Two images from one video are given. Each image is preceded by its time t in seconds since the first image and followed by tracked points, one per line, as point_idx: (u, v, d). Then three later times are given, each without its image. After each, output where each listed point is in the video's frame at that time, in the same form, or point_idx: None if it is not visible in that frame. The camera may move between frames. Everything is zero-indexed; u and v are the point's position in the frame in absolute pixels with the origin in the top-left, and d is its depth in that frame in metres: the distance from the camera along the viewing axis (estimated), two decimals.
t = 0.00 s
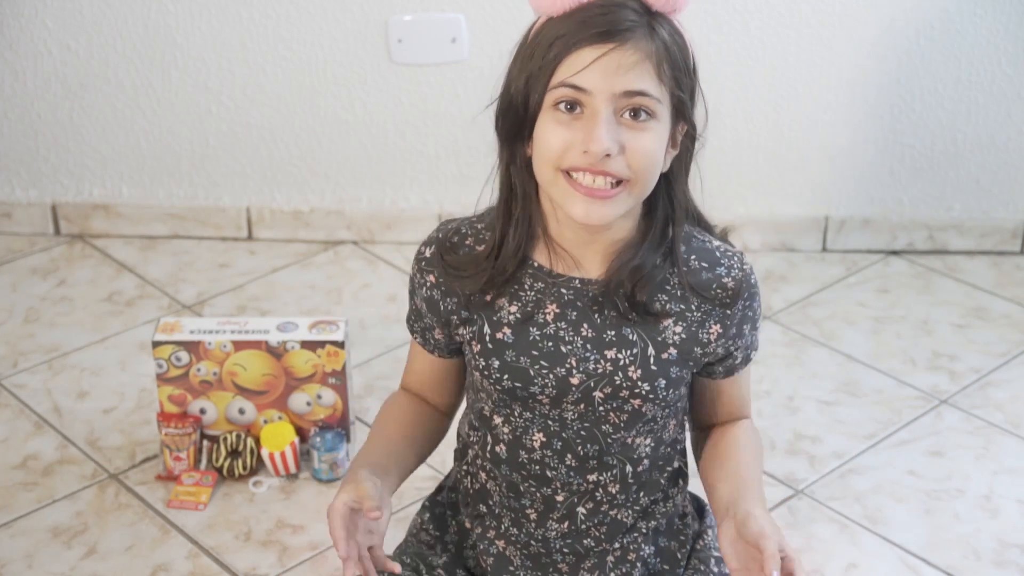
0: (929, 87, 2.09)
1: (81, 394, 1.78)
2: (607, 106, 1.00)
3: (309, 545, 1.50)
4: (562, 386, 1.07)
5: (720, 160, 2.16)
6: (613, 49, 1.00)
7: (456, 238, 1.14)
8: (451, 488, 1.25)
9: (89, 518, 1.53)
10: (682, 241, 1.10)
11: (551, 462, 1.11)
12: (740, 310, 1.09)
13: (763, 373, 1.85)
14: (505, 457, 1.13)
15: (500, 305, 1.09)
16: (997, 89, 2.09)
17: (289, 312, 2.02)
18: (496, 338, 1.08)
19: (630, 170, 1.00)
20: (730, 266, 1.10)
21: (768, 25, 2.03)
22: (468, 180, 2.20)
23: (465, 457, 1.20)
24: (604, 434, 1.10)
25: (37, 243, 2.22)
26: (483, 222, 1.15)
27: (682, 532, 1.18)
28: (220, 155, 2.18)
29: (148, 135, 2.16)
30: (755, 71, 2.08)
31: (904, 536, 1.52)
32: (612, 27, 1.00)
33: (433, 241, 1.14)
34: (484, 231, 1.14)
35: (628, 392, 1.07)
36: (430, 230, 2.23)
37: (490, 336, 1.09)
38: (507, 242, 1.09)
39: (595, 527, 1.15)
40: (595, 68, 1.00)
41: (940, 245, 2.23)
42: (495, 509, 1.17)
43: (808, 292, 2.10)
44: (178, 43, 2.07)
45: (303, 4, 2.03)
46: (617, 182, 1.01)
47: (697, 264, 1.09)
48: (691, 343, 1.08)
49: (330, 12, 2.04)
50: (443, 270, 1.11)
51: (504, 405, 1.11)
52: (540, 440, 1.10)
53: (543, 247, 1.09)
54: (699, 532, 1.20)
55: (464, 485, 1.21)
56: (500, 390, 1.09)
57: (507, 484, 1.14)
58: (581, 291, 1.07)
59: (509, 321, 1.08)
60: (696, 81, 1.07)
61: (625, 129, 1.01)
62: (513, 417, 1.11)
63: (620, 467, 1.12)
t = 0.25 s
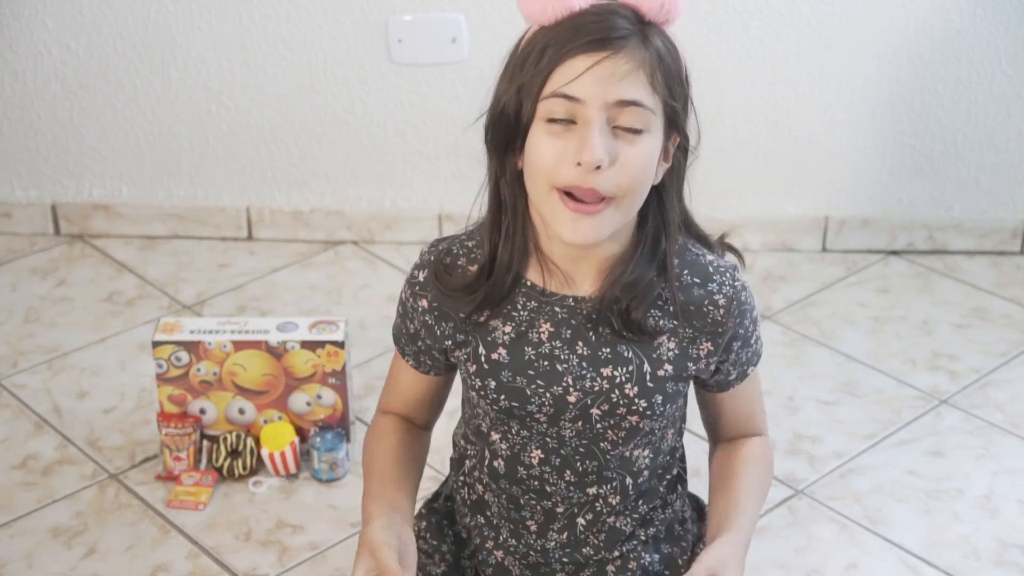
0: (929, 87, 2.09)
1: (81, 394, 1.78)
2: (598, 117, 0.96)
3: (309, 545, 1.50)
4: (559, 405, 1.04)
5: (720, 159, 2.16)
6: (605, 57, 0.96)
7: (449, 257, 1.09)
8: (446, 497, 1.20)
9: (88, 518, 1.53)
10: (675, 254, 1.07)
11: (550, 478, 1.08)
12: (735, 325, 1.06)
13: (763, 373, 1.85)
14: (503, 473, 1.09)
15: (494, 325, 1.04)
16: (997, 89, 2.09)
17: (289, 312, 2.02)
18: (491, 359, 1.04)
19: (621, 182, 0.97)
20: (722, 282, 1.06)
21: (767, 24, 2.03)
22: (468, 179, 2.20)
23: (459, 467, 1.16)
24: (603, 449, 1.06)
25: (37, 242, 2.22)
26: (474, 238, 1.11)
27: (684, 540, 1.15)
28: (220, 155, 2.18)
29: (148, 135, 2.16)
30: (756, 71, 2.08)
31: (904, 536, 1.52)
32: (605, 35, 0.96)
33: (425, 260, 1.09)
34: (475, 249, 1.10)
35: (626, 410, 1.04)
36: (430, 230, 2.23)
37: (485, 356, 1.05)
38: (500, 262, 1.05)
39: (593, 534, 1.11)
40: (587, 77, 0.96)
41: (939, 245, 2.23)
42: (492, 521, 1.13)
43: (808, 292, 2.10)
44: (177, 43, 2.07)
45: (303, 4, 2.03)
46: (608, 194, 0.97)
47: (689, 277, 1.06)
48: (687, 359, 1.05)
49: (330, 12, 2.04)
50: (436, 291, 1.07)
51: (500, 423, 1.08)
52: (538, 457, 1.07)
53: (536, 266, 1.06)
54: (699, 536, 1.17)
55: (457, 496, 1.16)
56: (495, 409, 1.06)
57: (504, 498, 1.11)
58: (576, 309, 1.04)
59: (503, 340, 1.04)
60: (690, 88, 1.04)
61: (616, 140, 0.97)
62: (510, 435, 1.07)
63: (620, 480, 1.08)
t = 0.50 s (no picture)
0: (929, 87, 2.09)
1: (81, 393, 1.78)
2: (587, 130, 0.95)
3: (309, 545, 1.50)
4: (556, 386, 1.04)
5: (720, 160, 2.16)
6: (594, 69, 0.94)
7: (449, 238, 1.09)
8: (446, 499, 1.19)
9: (88, 518, 1.53)
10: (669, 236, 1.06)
11: (551, 465, 1.07)
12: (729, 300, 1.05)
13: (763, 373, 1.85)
14: (502, 464, 1.09)
15: (490, 307, 1.05)
16: (997, 89, 2.09)
17: (289, 312, 2.02)
18: (489, 341, 1.05)
19: (612, 195, 0.95)
20: (715, 259, 1.06)
21: (767, 25, 2.03)
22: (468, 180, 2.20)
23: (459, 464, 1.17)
24: (602, 432, 1.06)
25: (37, 243, 2.22)
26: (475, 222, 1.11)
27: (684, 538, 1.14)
28: (220, 155, 2.18)
29: (148, 135, 2.16)
30: (756, 71, 2.08)
31: (905, 536, 1.52)
32: (594, 46, 0.94)
33: (426, 239, 1.09)
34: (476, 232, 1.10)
35: (621, 390, 1.04)
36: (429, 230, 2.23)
37: (483, 338, 1.05)
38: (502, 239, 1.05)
39: (593, 534, 1.11)
40: (576, 90, 0.94)
41: (939, 245, 2.23)
42: (491, 516, 1.13)
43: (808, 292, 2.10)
44: (178, 43, 2.07)
45: (303, 5, 2.03)
46: (599, 207, 0.96)
47: (683, 258, 1.05)
48: (685, 338, 1.04)
49: (330, 12, 2.04)
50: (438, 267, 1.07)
51: (496, 411, 1.07)
52: (537, 445, 1.07)
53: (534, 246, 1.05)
54: (700, 533, 1.17)
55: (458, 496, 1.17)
56: (493, 394, 1.06)
57: (503, 490, 1.10)
58: (571, 289, 1.04)
59: (500, 323, 1.05)
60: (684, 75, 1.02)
61: (607, 152, 0.95)
62: (507, 423, 1.07)
63: (620, 472, 1.08)
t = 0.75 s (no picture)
0: (929, 87, 2.09)
1: (81, 394, 1.78)
2: (588, 138, 0.95)
3: (309, 545, 1.50)
4: (557, 400, 1.04)
5: (720, 160, 2.16)
6: (593, 79, 0.94)
7: (444, 254, 1.08)
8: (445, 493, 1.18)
9: (88, 518, 1.53)
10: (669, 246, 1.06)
11: (551, 476, 1.08)
12: (728, 318, 1.05)
13: (763, 373, 1.85)
14: (503, 471, 1.09)
15: (490, 323, 1.05)
16: (997, 88, 2.09)
17: (288, 312, 2.02)
18: (489, 356, 1.05)
19: (614, 202, 0.96)
20: (717, 274, 1.05)
21: (767, 25, 2.03)
22: (468, 180, 2.20)
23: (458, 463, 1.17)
24: (602, 445, 1.06)
25: (37, 243, 2.22)
26: (467, 238, 1.11)
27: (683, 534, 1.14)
28: (220, 156, 2.18)
29: (147, 135, 2.16)
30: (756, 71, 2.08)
31: (904, 536, 1.52)
32: (592, 56, 0.94)
33: (420, 262, 1.08)
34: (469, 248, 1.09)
35: (622, 403, 1.04)
36: (429, 229, 2.23)
37: (483, 354, 1.05)
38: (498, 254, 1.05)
39: (592, 527, 1.10)
40: (575, 99, 0.94)
41: (939, 245, 2.23)
42: (491, 514, 1.12)
43: (808, 292, 2.10)
44: (177, 43, 2.07)
45: (303, 5, 2.03)
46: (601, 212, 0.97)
47: (684, 270, 1.05)
48: (683, 352, 1.05)
49: (329, 12, 2.04)
50: (434, 290, 1.07)
51: (499, 419, 1.08)
52: (537, 453, 1.07)
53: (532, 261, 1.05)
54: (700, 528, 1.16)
55: (457, 494, 1.16)
56: (494, 407, 1.06)
57: (504, 490, 1.10)
58: (570, 303, 1.04)
59: (500, 338, 1.04)
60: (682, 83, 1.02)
61: (608, 159, 0.96)
62: (510, 431, 1.07)
63: (619, 479, 1.08)
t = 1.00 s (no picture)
0: (929, 87, 2.09)
1: (81, 393, 1.78)
2: (589, 103, 0.97)
3: (309, 545, 1.50)
4: (557, 395, 1.04)
5: (721, 160, 2.16)
6: (592, 45, 0.97)
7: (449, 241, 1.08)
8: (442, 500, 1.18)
9: (88, 518, 1.53)
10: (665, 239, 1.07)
11: (553, 469, 1.08)
12: (724, 300, 1.05)
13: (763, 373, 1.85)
14: (503, 470, 1.09)
15: (489, 317, 1.05)
16: (997, 89, 2.09)
17: (289, 312, 2.02)
18: (488, 351, 1.05)
19: (616, 166, 0.96)
20: (710, 258, 1.06)
21: (767, 25, 2.03)
22: (468, 180, 2.20)
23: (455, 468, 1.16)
24: (603, 437, 1.06)
25: (37, 243, 2.22)
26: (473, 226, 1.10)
27: (683, 536, 1.14)
28: (220, 156, 2.18)
29: (147, 135, 2.16)
30: (756, 71, 2.08)
31: (905, 536, 1.52)
32: (591, 24, 0.97)
33: (426, 242, 1.08)
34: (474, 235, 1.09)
35: (622, 397, 1.04)
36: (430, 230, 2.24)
37: (482, 349, 1.05)
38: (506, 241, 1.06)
39: (592, 534, 1.10)
40: (575, 63, 0.97)
41: (939, 245, 2.23)
42: (491, 520, 1.12)
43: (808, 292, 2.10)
44: (177, 43, 2.07)
45: (303, 5, 2.03)
46: (603, 179, 0.96)
47: (680, 259, 1.06)
48: (682, 342, 1.04)
49: (330, 12, 2.04)
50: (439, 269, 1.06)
51: (497, 420, 1.07)
52: (538, 451, 1.07)
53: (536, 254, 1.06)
54: (700, 532, 1.16)
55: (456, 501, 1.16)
56: (492, 402, 1.06)
57: (504, 493, 1.10)
58: (569, 299, 1.04)
59: (500, 333, 1.05)
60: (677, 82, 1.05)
61: (608, 126, 0.97)
62: (508, 432, 1.07)
63: (621, 476, 1.08)
